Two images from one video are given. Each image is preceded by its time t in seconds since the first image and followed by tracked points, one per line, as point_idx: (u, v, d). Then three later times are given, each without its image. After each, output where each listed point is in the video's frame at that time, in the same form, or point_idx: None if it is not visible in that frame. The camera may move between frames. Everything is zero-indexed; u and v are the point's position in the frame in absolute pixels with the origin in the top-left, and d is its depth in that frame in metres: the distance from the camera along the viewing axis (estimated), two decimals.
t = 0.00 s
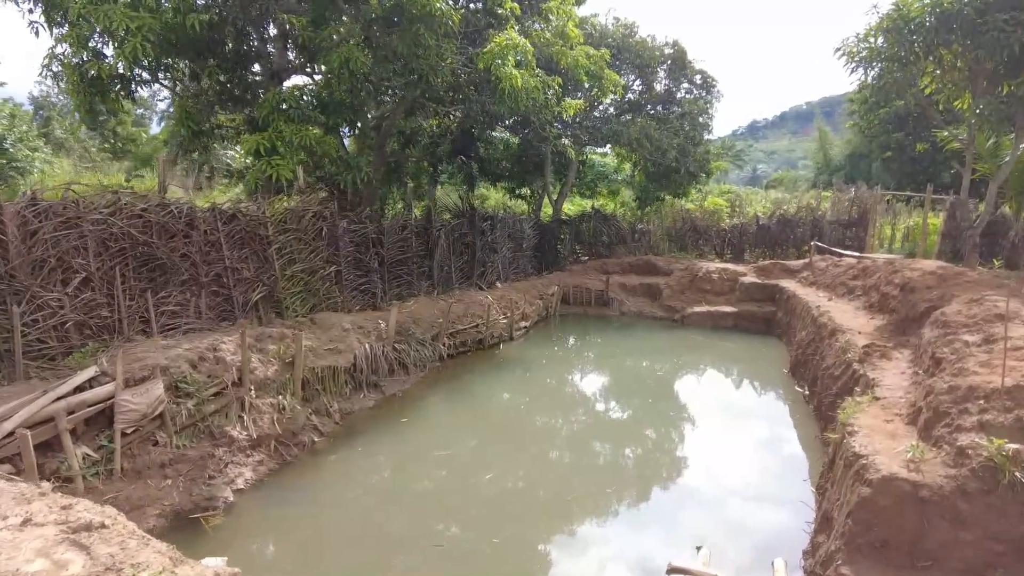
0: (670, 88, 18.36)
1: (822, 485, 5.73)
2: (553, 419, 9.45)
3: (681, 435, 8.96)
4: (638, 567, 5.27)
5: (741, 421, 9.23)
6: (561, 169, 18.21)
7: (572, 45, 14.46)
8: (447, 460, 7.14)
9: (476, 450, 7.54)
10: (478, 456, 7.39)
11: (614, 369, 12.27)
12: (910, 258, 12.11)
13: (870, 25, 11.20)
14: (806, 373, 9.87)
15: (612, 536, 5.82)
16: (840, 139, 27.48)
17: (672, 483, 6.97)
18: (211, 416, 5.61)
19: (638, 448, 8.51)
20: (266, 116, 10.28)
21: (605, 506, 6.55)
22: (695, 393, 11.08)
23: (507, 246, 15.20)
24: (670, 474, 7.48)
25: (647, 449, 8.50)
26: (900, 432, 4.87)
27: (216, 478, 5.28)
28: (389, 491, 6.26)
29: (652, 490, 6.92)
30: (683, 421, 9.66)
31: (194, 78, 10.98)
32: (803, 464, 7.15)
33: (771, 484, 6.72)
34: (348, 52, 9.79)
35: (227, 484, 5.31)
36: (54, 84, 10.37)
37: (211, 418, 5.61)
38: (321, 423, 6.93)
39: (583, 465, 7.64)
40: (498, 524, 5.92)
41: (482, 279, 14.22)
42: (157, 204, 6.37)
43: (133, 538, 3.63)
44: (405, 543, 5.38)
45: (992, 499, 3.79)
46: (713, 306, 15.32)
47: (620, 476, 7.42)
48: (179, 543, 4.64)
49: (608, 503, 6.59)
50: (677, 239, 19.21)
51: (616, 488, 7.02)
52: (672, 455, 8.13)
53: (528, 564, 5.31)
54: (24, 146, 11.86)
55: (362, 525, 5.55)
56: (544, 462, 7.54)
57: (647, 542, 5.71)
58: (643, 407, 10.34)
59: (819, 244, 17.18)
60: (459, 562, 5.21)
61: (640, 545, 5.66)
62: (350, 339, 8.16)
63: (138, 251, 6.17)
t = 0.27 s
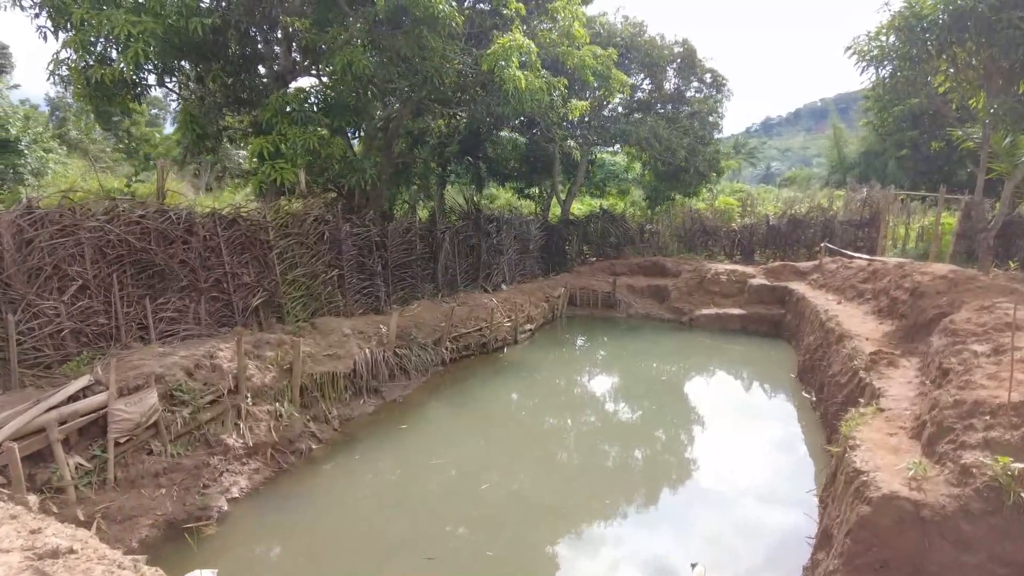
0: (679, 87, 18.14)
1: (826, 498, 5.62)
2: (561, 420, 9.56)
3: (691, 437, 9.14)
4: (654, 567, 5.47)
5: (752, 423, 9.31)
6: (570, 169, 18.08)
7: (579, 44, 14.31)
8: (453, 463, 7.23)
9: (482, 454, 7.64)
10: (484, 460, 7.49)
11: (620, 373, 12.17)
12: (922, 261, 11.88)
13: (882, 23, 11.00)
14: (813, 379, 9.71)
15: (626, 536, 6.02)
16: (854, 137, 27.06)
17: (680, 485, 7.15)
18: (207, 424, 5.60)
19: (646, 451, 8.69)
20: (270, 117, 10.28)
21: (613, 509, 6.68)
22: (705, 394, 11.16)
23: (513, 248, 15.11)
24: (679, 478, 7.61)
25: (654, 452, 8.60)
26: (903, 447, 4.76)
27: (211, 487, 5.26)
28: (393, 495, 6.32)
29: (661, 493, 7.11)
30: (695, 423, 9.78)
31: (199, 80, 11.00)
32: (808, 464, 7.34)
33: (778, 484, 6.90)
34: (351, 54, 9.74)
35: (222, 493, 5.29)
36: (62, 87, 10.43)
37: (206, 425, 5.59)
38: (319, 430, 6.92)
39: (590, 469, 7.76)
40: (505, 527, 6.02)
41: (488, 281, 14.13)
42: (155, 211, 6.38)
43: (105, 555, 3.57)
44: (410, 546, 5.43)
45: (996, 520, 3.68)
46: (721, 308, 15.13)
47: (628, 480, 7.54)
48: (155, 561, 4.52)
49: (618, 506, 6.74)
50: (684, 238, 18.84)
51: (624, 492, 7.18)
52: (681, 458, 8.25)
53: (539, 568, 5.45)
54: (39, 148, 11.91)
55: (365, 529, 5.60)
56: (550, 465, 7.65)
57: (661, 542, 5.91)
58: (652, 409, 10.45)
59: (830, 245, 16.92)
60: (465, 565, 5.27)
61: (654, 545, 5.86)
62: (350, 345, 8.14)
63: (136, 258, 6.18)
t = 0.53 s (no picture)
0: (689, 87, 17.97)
1: (833, 505, 5.53)
2: (570, 421, 9.54)
3: (699, 439, 9.04)
4: (662, 568, 5.42)
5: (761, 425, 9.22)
6: (579, 169, 17.98)
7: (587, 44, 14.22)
8: (460, 464, 7.26)
9: (489, 455, 7.68)
10: (491, 460, 7.52)
11: (628, 376, 12.08)
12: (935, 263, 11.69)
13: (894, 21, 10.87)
14: (822, 382, 9.59)
15: (635, 536, 5.99)
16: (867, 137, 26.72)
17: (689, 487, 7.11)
18: (209, 425, 5.60)
19: (654, 451, 8.66)
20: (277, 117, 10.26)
21: (621, 509, 6.67)
22: (714, 395, 11.06)
23: (520, 248, 15.05)
24: (688, 479, 7.57)
25: (663, 454, 8.56)
26: (912, 454, 4.67)
27: (212, 488, 5.25)
28: (399, 495, 6.35)
29: (669, 493, 7.11)
30: (705, 425, 9.69)
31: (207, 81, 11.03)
32: (817, 467, 7.28)
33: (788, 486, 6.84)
34: (358, 54, 9.71)
35: (223, 494, 5.29)
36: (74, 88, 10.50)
37: (208, 426, 5.59)
38: (322, 432, 6.91)
39: (598, 470, 7.74)
40: (513, 526, 6.04)
41: (494, 282, 14.08)
42: (160, 211, 6.41)
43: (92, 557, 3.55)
44: (417, 546, 5.45)
45: (1007, 530, 3.59)
46: (730, 310, 14.97)
47: (637, 481, 7.52)
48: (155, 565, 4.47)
49: (626, 506, 6.74)
50: (693, 239, 18.63)
51: (633, 492, 7.17)
52: (690, 459, 8.19)
53: (548, 567, 5.44)
54: (53, 147, 12.00)
55: (372, 530, 5.62)
56: (558, 466, 7.67)
57: (670, 542, 5.86)
58: (660, 412, 10.34)
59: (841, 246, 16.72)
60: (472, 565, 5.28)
61: (663, 545, 5.82)
62: (355, 346, 8.12)
63: (140, 258, 6.20)
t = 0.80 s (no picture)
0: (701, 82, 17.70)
1: (847, 506, 5.38)
2: (580, 419, 9.42)
3: (710, 438, 8.88)
4: (674, 566, 5.33)
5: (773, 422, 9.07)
6: (590, 165, 17.80)
7: (598, 38, 14.05)
8: (469, 460, 7.21)
9: (499, 451, 7.62)
10: (501, 457, 7.46)
11: (638, 373, 11.92)
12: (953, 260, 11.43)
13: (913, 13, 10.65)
14: (836, 380, 9.39)
15: (647, 534, 5.89)
16: (883, 133, 26.30)
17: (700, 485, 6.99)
18: (211, 419, 5.56)
19: (665, 450, 8.51)
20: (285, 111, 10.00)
21: (631, 507, 6.57)
22: (726, 393, 10.91)
23: (530, 244, 14.93)
24: (699, 477, 7.44)
25: (674, 451, 8.45)
26: (930, 455, 4.52)
27: (213, 483, 5.19)
28: (407, 491, 6.30)
29: (680, 492, 6.99)
30: (716, 423, 9.53)
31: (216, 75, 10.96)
32: (831, 466, 7.14)
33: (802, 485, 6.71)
34: (365, 47, 9.58)
35: (224, 489, 5.23)
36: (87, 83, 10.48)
37: (210, 420, 5.54)
38: (326, 427, 6.85)
39: (609, 467, 7.66)
40: (521, 523, 5.97)
41: (503, 278, 13.96)
42: (164, 203, 6.37)
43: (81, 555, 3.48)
44: (424, 543, 5.40)
45: None
46: (742, 307, 14.75)
47: (647, 479, 7.41)
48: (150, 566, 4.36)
49: (636, 505, 6.62)
50: (706, 236, 18.42)
51: (643, 490, 7.06)
52: (701, 458, 8.07)
53: (556, 565, 5.35)
54: (66, 143, 12.05)
55: (379, 526, 5.58)
56: (568, 463, 7.60)
57: (682, 541, 5.75)
58: (671, 410, 10.19)
59: (856, 243, 16.43)
60: (479, 562, 5.22)
61: (675, 544, 5.72)
62: (360, 341, 8.06)
63: (143, 251, 6.16)
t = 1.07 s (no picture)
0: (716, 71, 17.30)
1: (864, 509, 5.19)
2: (590, 413, 9.28)
3: (722, 432, 8.72)
4: (684, 560, 5.27)
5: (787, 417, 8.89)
6: (602, 156, 17.53)
7: (610, 26, 13.76)
8: (479, 453, 7.16)
9: (509, 444, 7.56)
10: (512, 449, 7.41)
11: (649, 367, 11.74)
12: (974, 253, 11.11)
13: None
14: (851, 376, 9.15)
15: (658, 528, 5.83)
16: (901, 124, 25.74)
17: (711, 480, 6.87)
18: (212, 413, 5.49)
19: (676, 445, 8.34)
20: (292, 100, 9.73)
21: (641, 502, 6.48)
22: (738, 387, 10.71)
23: (540, 236, 14.74)
24: (710, 471, 7.32)
25: (686, 445, 8.32)
26: (953, 457, 4.33)
27: (212, 479, 5.11)
28: (416, 484, 6.27)
29: (691, 486, 6.87)
30: (728, 417, 9.35)
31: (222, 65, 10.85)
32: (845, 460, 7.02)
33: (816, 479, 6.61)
34: (371, 34, 9.32)
35: (224, 484, 5.15)
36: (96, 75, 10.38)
37: (211, 415, 5.47)
38: (330, 421, 6.75)
39: (619, 460, 7.57)
40: (531, 517, 5.90)
41: (512, 270, 13.80)
42: (167, 194, 6.29)
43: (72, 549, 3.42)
44: (432, 536, 5.36)
45: None
46: (756, 301, 14.49)
47: (658, 472, 7.30)
48: (151, 565, 4.27)
49: (647, 500, 6.51)
50: (719, 228, 18.11)
51: (654, 485, 6.93)
52: (713, 452, 7.93)
53: (564, 562, 5.27)
54: (79, 135, 12.02)
55: (387, 518, 5.55)
56: (580, 456, 7.52)
57: (694, 535, 5.68)
58: (683, 404, 10.00)
59: (873, 236, 16.08)
60: (487, 557, 5.17)
61: (686, 538, 5.65)
62: (366, 334, 7.95)
63: (145, 243, 6.10)
